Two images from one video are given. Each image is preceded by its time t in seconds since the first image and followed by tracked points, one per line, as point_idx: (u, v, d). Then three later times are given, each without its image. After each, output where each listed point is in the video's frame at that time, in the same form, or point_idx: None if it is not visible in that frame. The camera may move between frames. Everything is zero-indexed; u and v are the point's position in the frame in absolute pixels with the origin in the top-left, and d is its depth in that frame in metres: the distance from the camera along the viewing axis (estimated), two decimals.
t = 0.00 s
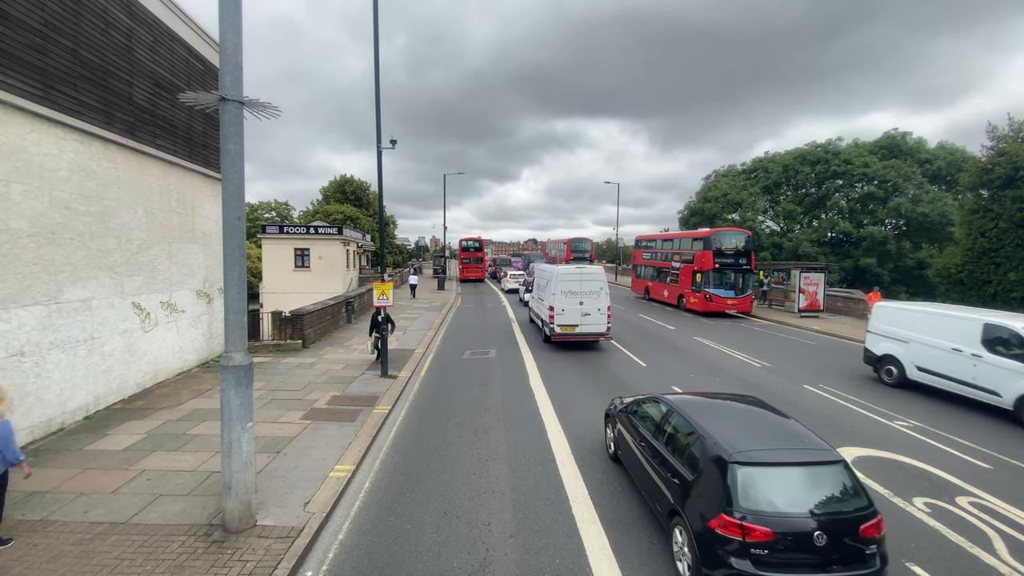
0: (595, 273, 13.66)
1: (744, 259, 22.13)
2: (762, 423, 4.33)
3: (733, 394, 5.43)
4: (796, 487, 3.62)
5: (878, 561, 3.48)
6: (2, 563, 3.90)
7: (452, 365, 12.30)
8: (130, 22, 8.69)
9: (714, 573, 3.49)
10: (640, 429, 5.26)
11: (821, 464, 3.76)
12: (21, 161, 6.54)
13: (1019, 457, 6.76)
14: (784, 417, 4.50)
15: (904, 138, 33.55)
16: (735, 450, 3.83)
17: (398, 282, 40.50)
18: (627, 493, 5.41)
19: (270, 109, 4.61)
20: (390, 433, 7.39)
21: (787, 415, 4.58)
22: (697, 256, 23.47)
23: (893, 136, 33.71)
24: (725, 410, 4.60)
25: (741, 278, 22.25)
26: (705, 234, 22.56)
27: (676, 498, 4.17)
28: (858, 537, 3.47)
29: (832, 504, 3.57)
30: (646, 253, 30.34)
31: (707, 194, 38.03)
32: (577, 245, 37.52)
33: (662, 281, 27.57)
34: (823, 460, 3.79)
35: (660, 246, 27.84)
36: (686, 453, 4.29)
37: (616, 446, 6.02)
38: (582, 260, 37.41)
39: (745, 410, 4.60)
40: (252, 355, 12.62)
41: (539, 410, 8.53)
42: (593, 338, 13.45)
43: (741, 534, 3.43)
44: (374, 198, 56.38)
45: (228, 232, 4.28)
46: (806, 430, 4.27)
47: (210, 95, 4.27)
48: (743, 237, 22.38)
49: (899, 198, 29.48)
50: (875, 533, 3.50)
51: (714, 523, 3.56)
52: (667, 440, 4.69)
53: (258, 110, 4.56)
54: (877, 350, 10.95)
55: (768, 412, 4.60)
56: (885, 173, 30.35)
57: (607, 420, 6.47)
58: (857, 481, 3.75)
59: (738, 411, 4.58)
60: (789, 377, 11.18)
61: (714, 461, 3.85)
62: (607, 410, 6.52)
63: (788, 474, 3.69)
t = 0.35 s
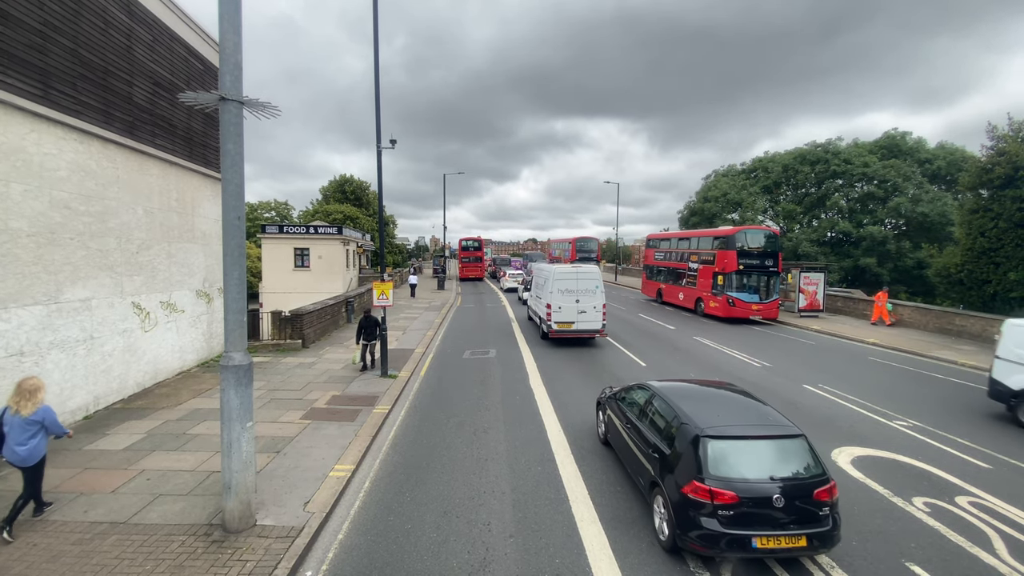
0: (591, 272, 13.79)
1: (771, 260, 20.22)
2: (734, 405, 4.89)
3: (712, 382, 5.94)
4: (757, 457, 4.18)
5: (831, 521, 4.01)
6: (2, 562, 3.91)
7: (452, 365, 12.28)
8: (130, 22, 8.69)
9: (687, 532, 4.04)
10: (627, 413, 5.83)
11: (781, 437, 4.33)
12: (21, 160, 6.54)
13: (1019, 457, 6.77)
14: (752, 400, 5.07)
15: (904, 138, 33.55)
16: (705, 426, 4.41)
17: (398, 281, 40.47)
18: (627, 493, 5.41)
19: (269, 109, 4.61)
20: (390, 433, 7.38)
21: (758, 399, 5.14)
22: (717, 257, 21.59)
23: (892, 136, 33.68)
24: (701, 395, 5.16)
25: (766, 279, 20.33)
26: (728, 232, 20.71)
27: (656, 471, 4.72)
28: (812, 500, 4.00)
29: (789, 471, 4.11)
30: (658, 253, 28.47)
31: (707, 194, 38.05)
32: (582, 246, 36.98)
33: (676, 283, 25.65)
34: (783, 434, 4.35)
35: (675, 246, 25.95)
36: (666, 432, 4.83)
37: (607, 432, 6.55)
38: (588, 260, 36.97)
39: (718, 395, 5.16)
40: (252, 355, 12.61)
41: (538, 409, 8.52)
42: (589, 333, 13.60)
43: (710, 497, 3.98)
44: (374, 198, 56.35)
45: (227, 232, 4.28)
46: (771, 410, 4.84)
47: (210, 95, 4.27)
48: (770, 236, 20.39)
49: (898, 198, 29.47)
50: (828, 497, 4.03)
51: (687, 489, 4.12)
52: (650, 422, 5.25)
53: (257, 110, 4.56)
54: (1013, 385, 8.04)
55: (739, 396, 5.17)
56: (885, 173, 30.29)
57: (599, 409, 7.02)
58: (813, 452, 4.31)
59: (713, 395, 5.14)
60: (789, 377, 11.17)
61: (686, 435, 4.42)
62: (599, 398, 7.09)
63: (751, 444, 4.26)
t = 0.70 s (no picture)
0: (588, 270, 13.83)
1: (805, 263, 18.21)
2: (710, 389, 5.43)
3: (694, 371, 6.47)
4: (728, 434, 4.70)
5: (792, 490, 4.51)
6: (2, 562, 3.91)
7: (452, 364, 12.27)
8: (130, 21, 8.69)
9: (666, 501, 4.52)
10: (615, 400, 6.37)
11: (750, 416, 4.86)
12: (20, 160, 6.53)
13: (1019, 457, 6.77)
14: (727, 386, 5.61)
15: (903, 138, 33.54)
16: (682, 406, 4.94)
17: (398, 281, 40.44)
18: (627, 493, 5.41)
19: (269, 109, 4.61)
20: (390, 433, 7.37)
21: (734, 386, 5.68)
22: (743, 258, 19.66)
23: (892, 136, 33.66)
24: (680, 381, 5.71)
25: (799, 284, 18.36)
26: (757, 230, 18.71)
27: (639, 449, 5.23)
28: (776, 471, 4.50)
29: (755, 446, 4.63)
30: (673, 254, 26.47)
31: (707, 194, 38.09)
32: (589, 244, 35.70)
33: (694, 286, 23.62)
34: (752, 414, 4.89)
35: (693, 246, 23.95)
36: (648, 413, 5.36)
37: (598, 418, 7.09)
38: (594, 260, 36.16)
39: (697, 381, 5.70)
40: (251, 355, 12.60)
41: (538, 409, 8.52)
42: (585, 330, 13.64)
43: (685, 469, 4.47)
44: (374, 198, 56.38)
45: (227, 232, 4.27)
46: (742, 394, 5.38)
47: (209, 95, 4.27)
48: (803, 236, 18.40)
49: (898, 198, 29.44)
50: (790, 468, 4.54)
51: (665, 462, 4.60)
52: (634, 405, 5.80)
53: (257, 109, 4.55)
54: None
55: (716, 383, 5.71)
56: (885, 173, 30.27)
57: (591, 397, 7.54)
58: (779, 430, 4.84)
59: (691, 381, 5.69)
60: (789, 377, 11.17)
61: (665, 415, 4.95)
62: (591, 388, 7.61)
63: (722, 422, 4.79)
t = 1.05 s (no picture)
0: (583, 269, 13.83)
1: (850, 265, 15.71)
2: (691, 376, 5.96)
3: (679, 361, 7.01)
4: (704, 415, 5.22)
5: (761, 464, 5.05)
6: (2, 561, 3.92)
7: (452, 364, 12.27)
8: (130, 21, 8.69)
9: (649, 475, 5.04)
10: (606, 388, 6.91)
11: (726, 400, 5.39)
12: (20, 160, 6.53)
13: (1018, 457, 6.77)
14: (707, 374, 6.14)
15: (903, 138, 33.53)
16: (664, 391, 5.46)
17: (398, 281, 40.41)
18: (627, 493, 5.41)
19: (269, 108, 4.60)
20: (389, 433, 7.37)
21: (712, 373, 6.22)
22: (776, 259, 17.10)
23: (892, 136, 33.66)
24: (664, 369, 6.24)
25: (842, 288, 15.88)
26: (793, 227, 16.07)
27: (625, 430, 5.76)
28: (746, 447, 5.03)
29: (728, 426, 5.15)
30: (690, 255, 23.85)
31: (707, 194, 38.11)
32: (595, 244, 35.33)
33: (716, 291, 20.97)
34: (726, 398, 5.42)
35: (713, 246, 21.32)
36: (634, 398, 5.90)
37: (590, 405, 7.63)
38: (601, 261, 35.07)
39: (679, 370, 6.24)
40: (251, 355, 12.60)
41: (538, 409, 8.53)
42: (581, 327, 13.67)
43: (665, 445, 5.00)
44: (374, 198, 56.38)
45: (227, 232, 4.26)
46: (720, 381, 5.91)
47: (209, 95, 4.29)
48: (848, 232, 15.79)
49: (898, 198, 29.43)
50: (759, 446, 5.06)
51: (648, 439, 5.12)
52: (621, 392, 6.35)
53: (257, 109, 4.55)
54: None
55: (697, 371, 6.26)
56: (885, 173, 30.31)
57: (584, 387, 8.10)
58: (752, 413, 5.36)
59: (674, 369, 6.23)
60: (789, 377, 11.16)
61: (649, 399, 5.46)
62: (585, 378, 8.16)
63: (701, 405, 5.31)
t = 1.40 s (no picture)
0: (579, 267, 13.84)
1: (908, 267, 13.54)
2: (673, 365, 6.43)
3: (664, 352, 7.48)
4: (684, 400, 5.71)
5: (735, 442, 5.52)
6: (2, 561, 3.91)
7: (451, 364, 12.26)
8: (129, 21, 8.69)
9: (634, 453, 5.53)
10: (596, 377, 7.39)
11: (706, 385, 5.86)
12: (19, 159, 6.52)
13: (1017, 457, 6.78)
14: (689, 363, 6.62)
15: (903, 138, 33.54)
16: (648, 379, 5.94)
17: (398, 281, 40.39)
18: (626, 493, 5.41)
19: (268, 108, 4.60)
20: (389, 433, 7.36)
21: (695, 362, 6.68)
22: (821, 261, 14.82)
23: (892, 136, 33.67)
24: (650, 359, 6.72)
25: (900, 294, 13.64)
26: (841, 224, 13.88)
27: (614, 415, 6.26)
28: (722, 428, 5.50)
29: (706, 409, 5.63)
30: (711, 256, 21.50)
31: (706, 194, 38.16)
32: (603, 242, 34.45)
33: (746, 296, 18.59)
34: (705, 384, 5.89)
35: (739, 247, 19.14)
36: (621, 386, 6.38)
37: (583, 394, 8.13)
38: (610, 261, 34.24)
39: (664, 359, 6.72)
40: (250, 354, 12.59)
41: (537, 408, 8.52)
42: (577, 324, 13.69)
43: (647, 427, 5.49)
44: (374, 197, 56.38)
45: (227, 231, 4.26)
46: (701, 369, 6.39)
47: (208, 95, 4.30)
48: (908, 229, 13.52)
49: (898, 198, 29.45)
50: (734, 427, 5.53)
51: (633, 422, 5.61)
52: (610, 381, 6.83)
53: (256, 109, 4.55)
54: None
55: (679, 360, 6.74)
56: (884, 173, 30.37)
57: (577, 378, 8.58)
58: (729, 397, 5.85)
59: (659, 359, 6.71)
60: (789, 377, 11.16)
61: (635, 386, 5.95)
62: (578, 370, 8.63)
63: (682, 390, 5.80)
